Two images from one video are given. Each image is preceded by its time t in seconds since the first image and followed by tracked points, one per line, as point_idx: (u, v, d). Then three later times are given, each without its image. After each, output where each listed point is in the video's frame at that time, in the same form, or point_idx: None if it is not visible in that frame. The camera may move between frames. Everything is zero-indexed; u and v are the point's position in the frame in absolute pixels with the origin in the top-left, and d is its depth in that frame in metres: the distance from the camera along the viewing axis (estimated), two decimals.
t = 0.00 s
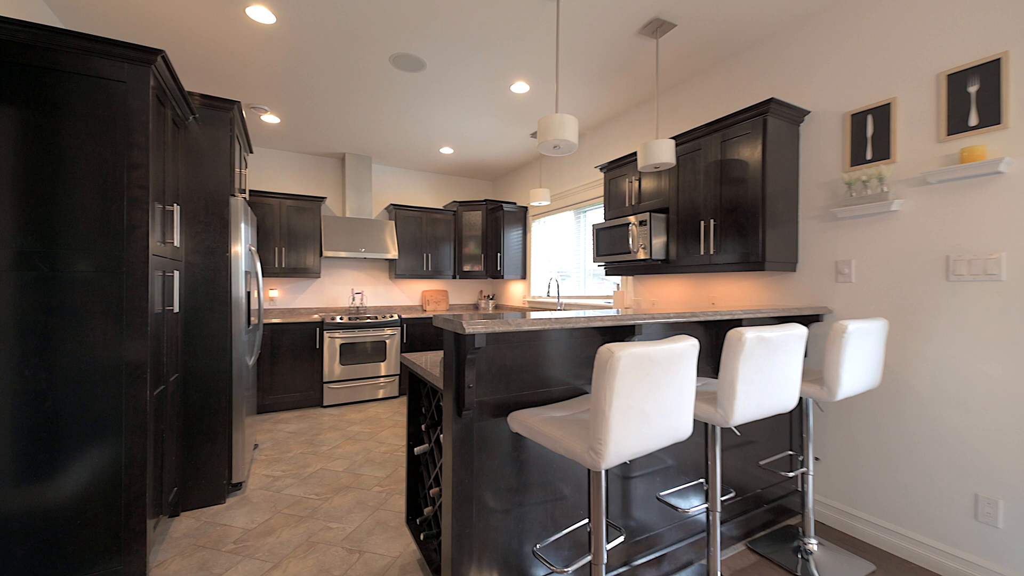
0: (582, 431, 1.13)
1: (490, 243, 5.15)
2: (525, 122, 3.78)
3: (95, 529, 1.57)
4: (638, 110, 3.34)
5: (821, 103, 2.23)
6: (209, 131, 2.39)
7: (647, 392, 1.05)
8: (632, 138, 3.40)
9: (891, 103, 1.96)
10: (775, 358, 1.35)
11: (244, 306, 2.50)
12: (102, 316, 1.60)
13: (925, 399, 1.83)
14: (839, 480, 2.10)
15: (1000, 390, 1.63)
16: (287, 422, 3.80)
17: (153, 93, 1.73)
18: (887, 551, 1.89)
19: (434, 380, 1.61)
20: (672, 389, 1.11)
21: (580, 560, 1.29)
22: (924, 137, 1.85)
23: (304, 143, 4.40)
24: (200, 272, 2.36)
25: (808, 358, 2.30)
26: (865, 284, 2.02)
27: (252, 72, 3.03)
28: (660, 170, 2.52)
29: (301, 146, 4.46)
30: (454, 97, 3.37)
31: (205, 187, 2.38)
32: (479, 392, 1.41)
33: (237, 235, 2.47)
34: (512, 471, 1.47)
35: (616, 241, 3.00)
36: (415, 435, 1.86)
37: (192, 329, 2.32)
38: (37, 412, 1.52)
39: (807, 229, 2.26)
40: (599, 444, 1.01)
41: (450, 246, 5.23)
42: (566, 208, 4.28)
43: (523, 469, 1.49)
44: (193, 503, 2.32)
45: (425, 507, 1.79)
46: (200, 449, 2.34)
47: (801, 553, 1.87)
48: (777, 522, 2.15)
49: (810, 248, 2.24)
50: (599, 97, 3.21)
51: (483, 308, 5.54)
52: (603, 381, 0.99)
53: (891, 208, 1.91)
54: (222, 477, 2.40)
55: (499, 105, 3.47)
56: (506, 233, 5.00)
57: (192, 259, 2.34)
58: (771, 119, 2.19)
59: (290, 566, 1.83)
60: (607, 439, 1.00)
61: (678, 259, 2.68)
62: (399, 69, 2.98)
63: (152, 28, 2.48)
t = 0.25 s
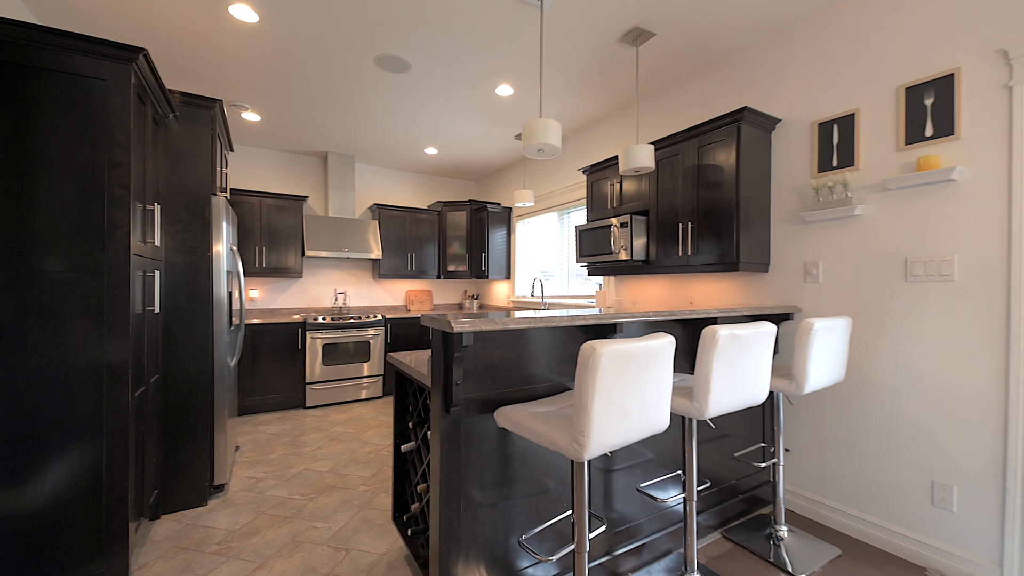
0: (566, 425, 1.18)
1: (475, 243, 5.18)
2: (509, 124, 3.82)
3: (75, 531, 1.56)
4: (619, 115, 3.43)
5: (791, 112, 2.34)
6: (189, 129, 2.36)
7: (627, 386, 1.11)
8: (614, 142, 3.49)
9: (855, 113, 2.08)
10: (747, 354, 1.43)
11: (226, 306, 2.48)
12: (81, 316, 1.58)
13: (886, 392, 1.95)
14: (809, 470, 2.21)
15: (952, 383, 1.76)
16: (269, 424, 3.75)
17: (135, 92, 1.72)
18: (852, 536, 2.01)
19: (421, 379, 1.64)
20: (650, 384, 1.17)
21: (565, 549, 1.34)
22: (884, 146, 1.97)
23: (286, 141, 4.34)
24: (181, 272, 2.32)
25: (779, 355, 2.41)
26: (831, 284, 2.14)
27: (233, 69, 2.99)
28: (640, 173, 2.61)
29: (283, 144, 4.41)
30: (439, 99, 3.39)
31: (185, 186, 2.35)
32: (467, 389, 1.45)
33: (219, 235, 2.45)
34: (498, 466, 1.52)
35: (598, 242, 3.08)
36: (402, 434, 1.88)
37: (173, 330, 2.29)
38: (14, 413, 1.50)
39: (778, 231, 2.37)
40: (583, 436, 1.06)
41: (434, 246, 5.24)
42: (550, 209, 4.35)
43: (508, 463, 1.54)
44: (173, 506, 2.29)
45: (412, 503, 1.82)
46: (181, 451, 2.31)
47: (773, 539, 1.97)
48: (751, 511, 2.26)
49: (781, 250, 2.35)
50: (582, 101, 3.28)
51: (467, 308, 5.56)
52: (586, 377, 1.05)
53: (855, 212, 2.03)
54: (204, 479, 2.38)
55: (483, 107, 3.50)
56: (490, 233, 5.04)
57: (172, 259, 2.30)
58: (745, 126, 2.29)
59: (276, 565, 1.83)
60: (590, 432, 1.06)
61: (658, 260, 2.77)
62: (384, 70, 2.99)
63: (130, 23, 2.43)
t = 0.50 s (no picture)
0: (561, 418, 1.22)
1: (464, 243, 5.20)
2: (499, 124, 3.85)
3: (61, 533, 1.53)
4: (608, 116, 3.48)
5: (774, 116, 2.42)
6: (177, 125, 2.33)
7: (621, 380, 1.15)
8: (604, 143, 3.54)
9: (834, 118, 2.16)
10: (733, 349, 1.48)
11: (215, 305, 2.45)
12: (68, 314, 1.56)
13: (863, 386, 2.04)
14: (791, 462, 2.29)
15: (925, 377, 1.85)
16: (256, 424, 3.70)
17: (122, 88, 1.70)
18: (833, 525, 2.09)
19: (416, 376, 1.66)
20: (642, 378, 1.21)
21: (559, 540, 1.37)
22: (862, 150, 2.06)
23: (272, 138, 4.29)
24: (168, 270, 2.29)
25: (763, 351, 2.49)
26: (813, 283, 2.22)
27: (219, 65, 2.94)
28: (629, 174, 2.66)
29: (269, 141, 4.35)
30: (429, 98, 3.40)
31: (172, 183, 2.32)
32: (462, 385, 1.47)
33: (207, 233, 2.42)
34: (493, 460, 1.55)
35: (587, 241, 3.12)
36: (395, 431, 1.90)
37: (159, 330, 2.26)
38: None
39: (762, 231, 2.44)
40: (578, 428, 1.10)
41: (423, 245, 5.23)
42: (539, 209, 4.38)
43: (503, 458, 1.57)
44: (160, 507, 2.26)
45: (406, 499, 1.83)
46: (168, 452, 2.28)
47: (757, 530, 2.04)
48: (736, 503, 2.32)
49: (765, 250, 2.43)
50: (572, 102, 3.33)
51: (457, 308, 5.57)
52: (582, 371, 1.08)
53: (834, 214, 2.11)
54: (192, 480, 2.35)
55: (474, 107, 3.52)
56: (480, 233, 5.06)
57: (159, 258, 2.27)
58: (730, 129, 2.35)
59: (268, 564, 1.82)
60: (585, 424, 1.09)
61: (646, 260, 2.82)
62: (375, 69, 2.99)
63: (114, 16, 2.39)
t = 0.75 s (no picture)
0: (568, 413, 1.22)
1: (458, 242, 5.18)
2: (495, 122, 3.84)
3: (54, 535, 1.50)
4: (604, 115, 3.50)
5: (769, 116, 2.45)
6: (169, 119, 2.28)
7: (628, 375, 1.16)
8: (600, 142, 3.56)
9: (829, 118, 2.20)
10: (735, 345, 1.50)
11: (208, 303, 2.41)
12: (60, 311, 1.53)
13: (857, 382, 2.08)
14: (787, 458, 2.33)
15: (916, 372, 1.90)
16: (248, 424, 3.65)
17: (117, 81, 1.67)
18: (828, 519, 2.14)
19: (418, 373, 1.65)
20: (648, 373, 1.22)
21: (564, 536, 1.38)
22: (855, 150, 2.10)
23: (264, 134, 4.22)
24: (160, 268, 2.24)
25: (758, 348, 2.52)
26: (807, 281, 2.26)
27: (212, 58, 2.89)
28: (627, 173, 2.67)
29: (261, 137, 4.28)
30: (426, 95, 3.38)
31: (164, 178, 2.27)
32: (467, 381, 1.47)
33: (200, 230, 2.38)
34: (497, 457, 1.55)
35: (584, 240, 3.14)
36: (396, 429, 1.89)
37: (151, 329, 2.21)
38: None
39: (757, 230, 2.47)
40: (586, 423, 1.10)
41: (417, 243, 5.20)
42: (534, 207, 4.39)
43: (507, 454, 1.57)
44: (153, 509, 2.22)
45: (407, 497, 1.83)
46: (161, 453, 2.23)
47: (754, 524, 2.07)
48: (733, 498, 2.36)
49: (761, 248, 2.46)
50: (568, 101, 3.33)
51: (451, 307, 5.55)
52: (590, 365, 1.09)
53: (828, 213, 2.14)
54: (186, 481, 2.31)
55: (470, 104, 3.51)
56: (475, 231, 5.05)
57: (151, 255, 2.22)
58: (726, 129, 2.38)
59: (266, 565, 1.80)
60: (593, 418, 1.10)
61: (642, 258, 2.84)
62: (371, 65, 2.96)
63: (102, 7, 2.33)
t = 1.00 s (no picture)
0: (586, 413, 1.20)
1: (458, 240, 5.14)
2: (496, 119, 3.80)
3: (51, 541, 1.45)
4: (607, 113, 3.48)
5: (775, 113, 2.44)
6: (167, 114, 2.22)
7: (648, 375, 1.13)
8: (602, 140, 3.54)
9: (836, 116, 2.19)
10: (750, 343, 1.48)
11: (207, 302, 2.36)
12: (57, 310, 1.47)
13: (865, 381, 2.08)
14: (794, 457, 2.33)
15: (925, 370, 1.90)
16: (245, 425, 3.59)
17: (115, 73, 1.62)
18: (835, 517, 2.13)
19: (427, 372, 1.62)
20: (668, 372, 1.20)
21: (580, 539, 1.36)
22: (863, 148, 2.09)
23: (260, 131, 4.15)
24: (158, 266, 2.19)
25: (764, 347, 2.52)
26: (814, 279, 2.25)
27: (209, 51, 2.83)
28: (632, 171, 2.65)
29: (257, 134, 4.21)
30: (427, 91, 3.34)
31: (162, 174, 2.21)
32: (480, 381, 1.45)
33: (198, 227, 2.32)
34: (509, 458, 1.52)
35: (588, 238, 3.11)
36: (403, 430, 1.86)
37: (148, 328, 2.15)
38: None
39: (764, 228, 2.46)
40: (607, 423, 1.08)
41: (415, 242, 5.15)
42: (535, 206, 4.37)
43: (519, 455, 1.55)
44: (151, 512, 2.16)
45: (415, 500, 1.80)
46: (159, 456, 2.18)
47: (763, 523, 2.07)
48: (740, 497, 2.35)
49: (767, 247, 2.45)
50: (571, 98, 3.31)
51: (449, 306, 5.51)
52: (612, 364, 1.06)
53: (836, 211, 2.14)
54: (184, 484, 2.25)
55: (472, 101, 3.47)
56: (474, 230, 5.01)
57: (148, 252, 2.16)
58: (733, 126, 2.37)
59: (270, 570, 1.76)
60: (614, 418, 1.07)
61: (647, 257, 2.83)
62: (373, 61, 2.92)
63: None
